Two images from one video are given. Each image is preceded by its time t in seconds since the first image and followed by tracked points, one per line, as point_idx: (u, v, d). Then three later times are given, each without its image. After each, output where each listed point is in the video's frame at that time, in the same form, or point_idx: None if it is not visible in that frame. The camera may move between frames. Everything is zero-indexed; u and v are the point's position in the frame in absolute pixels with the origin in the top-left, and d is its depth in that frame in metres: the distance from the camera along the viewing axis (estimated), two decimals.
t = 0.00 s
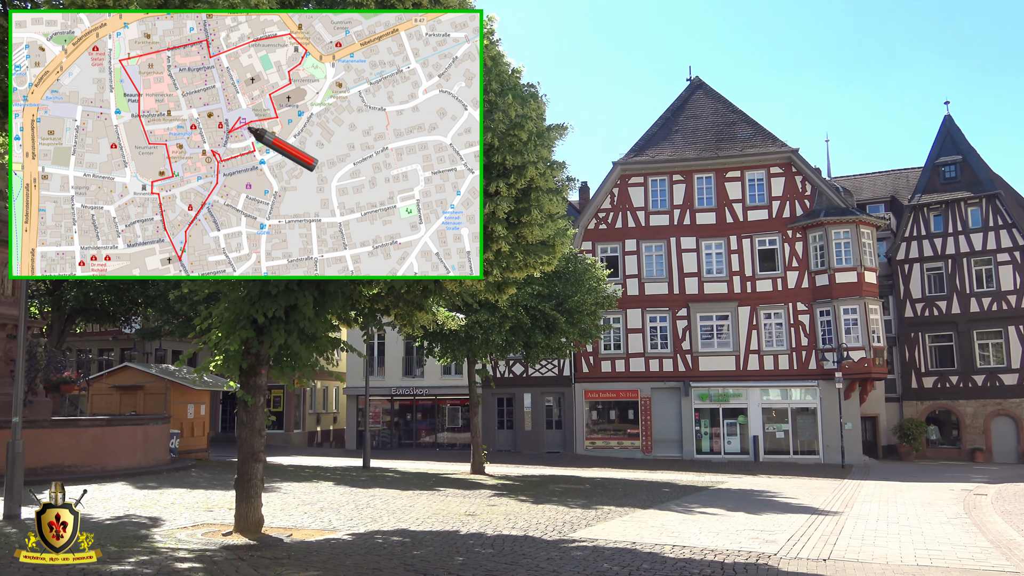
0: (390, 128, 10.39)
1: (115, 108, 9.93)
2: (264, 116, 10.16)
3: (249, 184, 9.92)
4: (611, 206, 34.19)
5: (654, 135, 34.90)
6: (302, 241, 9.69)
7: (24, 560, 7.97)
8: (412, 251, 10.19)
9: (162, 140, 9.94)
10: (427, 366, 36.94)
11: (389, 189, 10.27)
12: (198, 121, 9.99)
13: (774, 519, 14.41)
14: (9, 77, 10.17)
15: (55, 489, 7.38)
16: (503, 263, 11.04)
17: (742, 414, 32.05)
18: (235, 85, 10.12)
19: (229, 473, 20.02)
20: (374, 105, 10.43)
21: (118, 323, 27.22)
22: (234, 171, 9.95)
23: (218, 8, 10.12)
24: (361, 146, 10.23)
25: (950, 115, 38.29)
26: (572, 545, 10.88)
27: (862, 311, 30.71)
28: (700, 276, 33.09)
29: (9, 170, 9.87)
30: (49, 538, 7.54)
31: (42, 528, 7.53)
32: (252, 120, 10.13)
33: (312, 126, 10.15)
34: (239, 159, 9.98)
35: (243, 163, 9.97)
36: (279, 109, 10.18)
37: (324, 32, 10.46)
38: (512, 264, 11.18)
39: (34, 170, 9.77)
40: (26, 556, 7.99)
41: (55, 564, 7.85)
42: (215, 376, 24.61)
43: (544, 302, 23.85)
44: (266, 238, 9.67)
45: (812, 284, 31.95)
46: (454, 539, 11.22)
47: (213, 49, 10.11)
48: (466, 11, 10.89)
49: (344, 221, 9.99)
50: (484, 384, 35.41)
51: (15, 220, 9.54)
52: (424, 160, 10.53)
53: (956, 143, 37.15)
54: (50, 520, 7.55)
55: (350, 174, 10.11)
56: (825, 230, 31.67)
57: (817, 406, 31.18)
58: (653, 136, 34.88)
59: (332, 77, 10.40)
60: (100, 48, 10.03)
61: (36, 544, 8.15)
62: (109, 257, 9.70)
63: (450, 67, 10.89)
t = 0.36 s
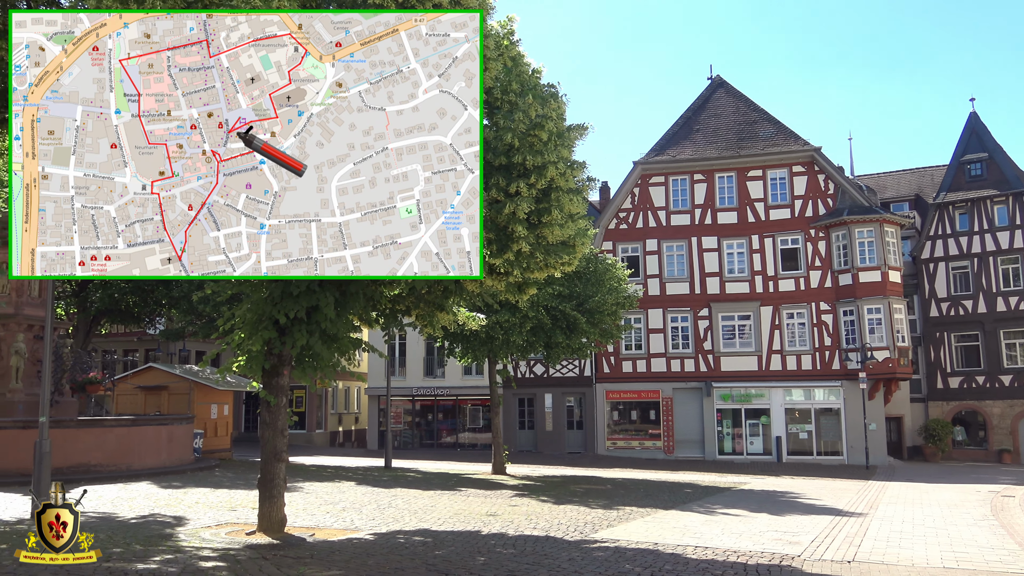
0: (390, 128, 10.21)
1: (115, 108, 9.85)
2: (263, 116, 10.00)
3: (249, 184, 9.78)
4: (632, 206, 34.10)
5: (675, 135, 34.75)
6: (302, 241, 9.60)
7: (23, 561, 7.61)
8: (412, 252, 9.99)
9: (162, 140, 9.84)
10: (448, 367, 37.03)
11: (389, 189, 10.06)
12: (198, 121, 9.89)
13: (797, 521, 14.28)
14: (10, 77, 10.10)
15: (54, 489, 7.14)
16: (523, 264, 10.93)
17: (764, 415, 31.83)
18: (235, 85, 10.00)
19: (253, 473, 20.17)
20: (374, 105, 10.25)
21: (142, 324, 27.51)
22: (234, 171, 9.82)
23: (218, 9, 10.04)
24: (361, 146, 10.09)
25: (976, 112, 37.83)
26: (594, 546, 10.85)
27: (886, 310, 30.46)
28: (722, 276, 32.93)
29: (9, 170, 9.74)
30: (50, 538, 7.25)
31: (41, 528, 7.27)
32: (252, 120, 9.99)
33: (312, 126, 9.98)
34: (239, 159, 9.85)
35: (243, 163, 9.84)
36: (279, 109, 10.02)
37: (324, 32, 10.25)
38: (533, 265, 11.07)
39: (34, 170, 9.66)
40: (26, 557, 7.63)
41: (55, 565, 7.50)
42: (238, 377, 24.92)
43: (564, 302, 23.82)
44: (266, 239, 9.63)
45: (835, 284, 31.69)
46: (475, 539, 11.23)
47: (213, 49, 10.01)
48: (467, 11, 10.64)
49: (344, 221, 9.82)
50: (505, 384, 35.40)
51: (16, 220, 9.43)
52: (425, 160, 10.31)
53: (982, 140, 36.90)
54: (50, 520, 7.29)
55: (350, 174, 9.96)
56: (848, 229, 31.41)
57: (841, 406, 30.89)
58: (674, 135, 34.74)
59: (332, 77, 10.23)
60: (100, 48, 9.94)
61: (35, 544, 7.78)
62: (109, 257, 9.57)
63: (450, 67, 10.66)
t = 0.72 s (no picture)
0: (390, 128, 9.97)
1: (115, 108, 9.64)
2: (263, 116, 9.84)
3: (249, 184, 9.59)
4: (653, 206, 34.01)
5: (696, 133, 34.60)
6: (302, 240, 9.50)
7: (23, 561, 7.69)
8: (412, 251, 9.78)
9: (162, 140, 9.64)
10: (470, 367, 37.10)
11: (389, 189, 9.84)
12: (198, 121, 9.69)
13: (822, 522, 14.14)
14: (9, 77, 9.85)
15: (54, 489, 7.18)
16: (544, 264, 10.89)
17: (788, 415, 31.60)
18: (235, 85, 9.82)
19: (276, 473, 20.31)
20: (374, 105, 10.01)
21: (167, 326, 27.79)
22: (234, 171, 9.62)
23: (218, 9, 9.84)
24: (361, 146, 9.87)
25: (1003, 108, 37.29)
26: (616, 547, 10.81)
27: (911, 309, 30.11)
28: (744, 275, 32.74)
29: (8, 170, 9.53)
30: (50, 538, 7.29)
31: (42, 528, 7.30)
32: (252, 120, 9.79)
33: (311, 126, 9.80)
34: (239, 159, 9.64)
35: (243, 163, 9.63)
36: (279, 109, 9.83)
37: (324, 32, 10.02)
38: (554, 265, 11.03)
39: (34, 170, 9.44)
40: (25, 557, 7.70)
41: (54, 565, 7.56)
42: (261, 377, 25.09)
43: (586, 302, 23.77)
44: (266, 238, 9.51)
45: (859, 283, 31.40)
46: (497, 539, 11.24)
47: (213, 49, 9.80)
48: (467, 11, 10.21)
49: (345, 221, 9.63)
50: (526, 384, 35.35)
51: (16, 219, 9.20)
52: (425, 160, 10.06)
53: (1009, 137, 36.33)
54: (50, 520, 7.33)
55: (350, 174, 9.76)
56: (872, 228, 31.08)
57: (866, 407, 30.57)
58: (695, 134, 34.59)
59: (332, 77, 9.99)
60: (100, 48, 9.73)
61: (35, 543, 7.78)
62: (109, 257, 9.36)
63: (450, 68, 10.31)
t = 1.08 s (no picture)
0: (390, 128, 9.74)
1: (115, 108, 9.59)
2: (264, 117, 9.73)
3: (249, 184, 9.49)
4: (675, 205, 33.90)
5: (718, 132, 34.40)
6: (302, 240, 9.41)
7: (24, 561, 7.92)
8: (412, 252, 9.60)
9: (162, 140, 9.57)
10: (491, 367, 37.13)
11: (389, 189, 9.63)
12: (198, 121, 9.62)
13: (847, 523, 14.01)
14: (9, 77, 9.81)
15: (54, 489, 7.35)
16: (565, 264, 10.83)
17: (811, 416, 31.34)
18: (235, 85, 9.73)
19: (299, 472, 20.46)
20: (374, 105, 9.79)
21: (191, 327, 28.08)
22: (234, 171, 9.53)
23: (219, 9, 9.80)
24: (361, 146, 9.65)
25: None
26: (639, 547, 10.77)
27: (937, 309, 29.74)
28: (767, 275, 32.54)
29: (9, 170, 9.52)
30: (50, 538, 7.53)
31: (42, 528, 7.54)
32: (252, 120, 9.67)
33: (312, 127, 9.63)
34: (239, 159, 9.56)
35: (243, 163, 9.55)
36: (279, 109, 9.72)
37: (324, 32, 9.85)
38: (575, 265, 10.96)
39: (34, 170, 9.41)
40: (26, 557, 7.94)
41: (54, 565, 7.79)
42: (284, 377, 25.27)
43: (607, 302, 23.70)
44: (266, 238, 9.42)
45: (884, 282, 31.08)
46: (519, 539, 11.25)
47: (213, 49, 9.73)
48: (467, 10, 9.87)
49: (344, 221, 9.45)
50: (548, 385, 35.30)
51: (16, 219, 9.19)
52: (425, 160, 9.81)
53: None
54: (50, 520, 7.55)
55: (350, 174, 9.55)
56: (897, 226, 30.72)
57: (891, 407, 30.22)
58: (717, 133, 34.41)
59: (332, 77, 9.81)
60: (100, 48, 9.70)
61: (36, 544, 8.04)
62: (109, 257, 9.28)
63: (450, 68, 9.97)
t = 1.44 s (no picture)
0: (390, 128, 9.70)
1: (115, 108, 9.69)
2: (264, 116, 9.74)
3: (249, 184, 9.57)
4: (696, 204, 33.77)
5: (740, 131, 34.19)
6: (302, 240, 9.50)
7: (23, 561, 7.96)
8: (412, 252, 9.62)
9: (162, 140, 9.69)
10: (513, 367, 37.15)
11: (389, 188, 9.63)
12: (198, 122, 9.73)
13: (872, 525, 13.91)
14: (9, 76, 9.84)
15: (53, 489, 7.15)
16: (586, 264, 10.77)
17: (835, 416, 31.09)
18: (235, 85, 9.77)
19: (324, 472, 20.63)
20: (374, 105, 9.76)
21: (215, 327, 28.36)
22: (234, 171, 9.62)
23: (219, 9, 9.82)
24: (361, 146, 9.65)
25: None
26: (662, 548, 10.74)
27: (964, 308, 29.37)
28: (790, 274, 32.32)
29: (9, 170, 9.59)
30: (50, 538, 7.40)
31: (41, 528, 7.39)
32: (252, 120, 9.74)
33: (311, 127, 9.65)
34: (239, 159, 9.65)
35: (243, 163, 9.63)
36: (278, 109, 9.72)
37: (324, 32, 9.83)
38: (597, 265, 10.91)
39: (34, 170, 9.48)
40: (26, 557, 7.98)
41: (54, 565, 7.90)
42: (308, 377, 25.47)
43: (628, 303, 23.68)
44: (266, 238, 9.51)
45: (909, 281, 30.75)
46: (542, 539, 11.28)
47: (213, 49, 9.79)
48: (467, 10, 9.65)
49: (344, 221, 9.50)
50: (570, 385, 35.23)
51: (16, 219, 9.31)
52: (424, 160, 9.74)
53: None
54: (50, 520, 7.40)
55: (350, 174, 9.57)
56: (922, 224, 30.36)
57: (917, 407, 29.89)
58: (739, 132, 34.18)
59: (332, 77, 9.80)
60: (100, 49, 9.78)
61: (36, 545, 8.12)
62: (109, 257, 9.40)
63: (450, 68, 9.79)
